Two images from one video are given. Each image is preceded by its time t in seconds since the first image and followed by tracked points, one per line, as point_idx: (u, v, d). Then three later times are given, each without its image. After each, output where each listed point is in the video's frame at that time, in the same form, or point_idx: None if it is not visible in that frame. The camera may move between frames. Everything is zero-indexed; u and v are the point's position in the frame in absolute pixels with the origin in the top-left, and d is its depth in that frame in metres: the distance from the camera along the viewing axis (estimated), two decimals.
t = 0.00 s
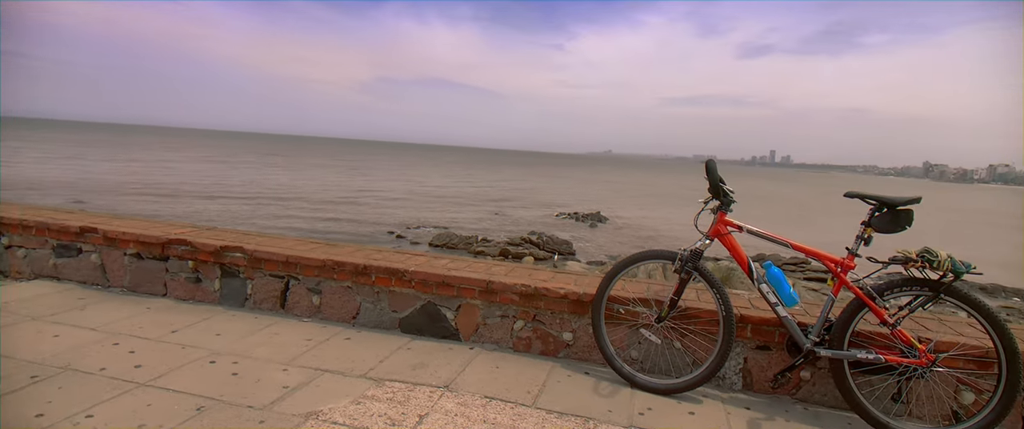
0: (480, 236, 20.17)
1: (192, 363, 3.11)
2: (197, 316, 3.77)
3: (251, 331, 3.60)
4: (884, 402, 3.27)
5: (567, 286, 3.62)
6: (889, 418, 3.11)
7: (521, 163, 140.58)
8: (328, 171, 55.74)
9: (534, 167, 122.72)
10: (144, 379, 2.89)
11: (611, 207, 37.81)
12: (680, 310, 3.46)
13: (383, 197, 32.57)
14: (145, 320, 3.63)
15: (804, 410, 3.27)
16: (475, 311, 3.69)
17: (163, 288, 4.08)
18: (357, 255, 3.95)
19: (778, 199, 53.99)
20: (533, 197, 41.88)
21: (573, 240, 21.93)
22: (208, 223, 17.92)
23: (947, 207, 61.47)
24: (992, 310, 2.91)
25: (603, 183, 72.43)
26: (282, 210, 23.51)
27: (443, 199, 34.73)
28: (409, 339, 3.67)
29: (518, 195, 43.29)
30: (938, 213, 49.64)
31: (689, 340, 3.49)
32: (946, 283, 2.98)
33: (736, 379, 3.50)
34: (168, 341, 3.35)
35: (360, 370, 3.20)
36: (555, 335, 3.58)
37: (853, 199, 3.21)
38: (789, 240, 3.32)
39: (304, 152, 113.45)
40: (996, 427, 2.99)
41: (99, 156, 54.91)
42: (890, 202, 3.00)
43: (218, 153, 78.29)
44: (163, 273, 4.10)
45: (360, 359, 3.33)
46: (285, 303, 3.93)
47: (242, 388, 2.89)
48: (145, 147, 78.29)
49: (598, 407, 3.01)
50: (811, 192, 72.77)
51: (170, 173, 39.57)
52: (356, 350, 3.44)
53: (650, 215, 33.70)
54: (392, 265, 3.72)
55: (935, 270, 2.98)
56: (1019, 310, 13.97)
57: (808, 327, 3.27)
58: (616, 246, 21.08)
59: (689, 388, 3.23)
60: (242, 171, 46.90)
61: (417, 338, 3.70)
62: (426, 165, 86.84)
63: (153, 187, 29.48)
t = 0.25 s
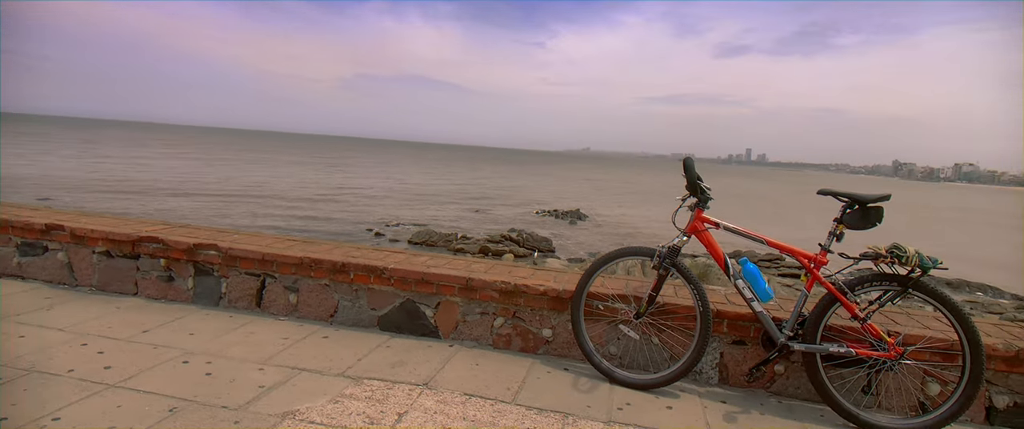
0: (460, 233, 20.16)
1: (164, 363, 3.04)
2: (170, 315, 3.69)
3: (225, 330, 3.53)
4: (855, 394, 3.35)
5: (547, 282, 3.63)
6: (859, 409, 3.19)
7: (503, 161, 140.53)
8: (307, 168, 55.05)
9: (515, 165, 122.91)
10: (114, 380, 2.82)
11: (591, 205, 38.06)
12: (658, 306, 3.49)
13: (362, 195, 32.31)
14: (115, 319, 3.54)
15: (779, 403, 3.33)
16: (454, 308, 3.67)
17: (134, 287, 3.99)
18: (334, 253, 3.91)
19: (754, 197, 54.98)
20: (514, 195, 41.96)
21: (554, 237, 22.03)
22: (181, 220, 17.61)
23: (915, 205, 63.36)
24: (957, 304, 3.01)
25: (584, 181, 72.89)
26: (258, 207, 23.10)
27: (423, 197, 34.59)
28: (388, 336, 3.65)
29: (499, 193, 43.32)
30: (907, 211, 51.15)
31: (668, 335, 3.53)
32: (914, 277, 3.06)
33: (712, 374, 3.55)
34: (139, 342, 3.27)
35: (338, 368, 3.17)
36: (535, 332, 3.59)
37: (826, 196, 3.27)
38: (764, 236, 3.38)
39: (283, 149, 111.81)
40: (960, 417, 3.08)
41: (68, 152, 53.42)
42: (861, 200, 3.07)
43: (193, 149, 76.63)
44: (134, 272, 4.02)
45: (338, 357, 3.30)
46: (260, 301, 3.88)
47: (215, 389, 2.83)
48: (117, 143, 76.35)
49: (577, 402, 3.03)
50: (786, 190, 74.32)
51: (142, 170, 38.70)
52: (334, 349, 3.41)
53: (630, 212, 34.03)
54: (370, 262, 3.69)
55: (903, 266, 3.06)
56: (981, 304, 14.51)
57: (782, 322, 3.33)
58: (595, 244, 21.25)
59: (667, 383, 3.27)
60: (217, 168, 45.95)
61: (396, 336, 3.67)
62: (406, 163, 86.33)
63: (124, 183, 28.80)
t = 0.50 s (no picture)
0: (446, 232, 20.12)
1: (146, 365, 3.00)
2: (152, 316, 3.63)
3: (209, 331, 3.49)
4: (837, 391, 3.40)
5: (535, 281, 3.63)
6: (842, 405, 3.24)
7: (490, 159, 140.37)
8: (292, 166, 54.48)
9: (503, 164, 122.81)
10: (94, 382, 2.77)
11: (577, 203, 38.24)
12: (645, 305, 3.52)
13: (348, 194, 32.10)
14: (95, 321, 3.48)
15: (762, 400, 3.38)
16: (441, 307, 3.66)
17: (114, 287, 3.92)
18: (321, 252, 3.88)
19: (738, 195, 55.62)
20: (501, 194, 41.94)
21: (540, 236, 22.09)
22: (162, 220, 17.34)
23: (895, 203, 64.62)
24: (937, 301, 3.07)
25: (571, 179, 73.10)
26: (241, 207, 22.82)
27: (410, 196, 34.43)
28: (375, 336, 3.63)
29: (486, 192, 43.27)
30: (886, 209, 52.17)
31: (654, 334, 3.56)
32: (895, 275, 3.12)
33: (698, 372, 3.59)
34: (121, 343, 3.22)
35: (324, 369, 3.14)
36: (522, 331, 3.60)
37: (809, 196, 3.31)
38: (749, 235, 3.41)
39: (268, 146, 110.53)
40: (938, 413, 3.15)
41: (45, 148, 52.27)
42: (844, 199, 3.11)
43: (175, 146, 75.44)
44: (114, 272, 3.95)
45: (324, 358, 3.27)
46: (245, 301, 3.83)
47: (199, 390, 2.79)
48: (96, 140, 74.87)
49: (565, 401, 3.04)
50: (771, 189, 75.20)
51: (122, 168, 38.02)
52: (320, 349, 3.38)
53: (617, 211, 34.22)
54: (357, 262, 3.67)
55: (884, 264, 3.11)
56: (957, 300, 14.85)
57: (767, 320, 3.37)
58: (582, 242, 21.35)
59: (653, 381, 3.29)
60: (199, 165, 45.27)
61: (383, 336, 3.66)
62: (393, 161, 85.82)
63: (103, 182, 28.27)
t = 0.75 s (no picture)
0: (436, 232, 20.09)
1: (133, 365, 2.96)
2: (138, 316, 3.58)
3: (196, 331, 3.44)
4: (825, 390, 3.44)
5: (526, 281, 3.63)
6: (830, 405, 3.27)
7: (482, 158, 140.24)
8: (281, 165, 54.09)
9: (494, 163, 122.78)
10: (79, 383, 2.72)
11: (567, 203, 38.35)
12: (636, 305, 3.53)
13: (337, 193, 31.95)
14: (79, 321, 3.42)
15: (752, 399, 3.40)
16: (432, 307, 3.65)
17: (99, 287, 3.87)
18: (311, 252, 3.85)
19: (727, 196, 56.10)
20: (491, 194, 41.94)
21: (531, 236, 22.13)
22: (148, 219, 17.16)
23: (880, 204, 65.54)
24: (922, 302, 3.11)
25: (562, 180, 73.29)
26: (229, 206, 22.61)
27: (400, 195, 34.33)
28: (365, 336, 3.61)
29: (476, 192, 43.25)
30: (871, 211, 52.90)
31: (644, 334, 3.57)
32: (882, 276, 3.15)
33: (688, 371, 3.61)
34: (106, 343, 3.17)
35: (314, 370, 3.12)
36: (513, 331, 3.59)
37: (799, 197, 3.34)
38: (739, 236, 3.43)
39: (256, 145, 109.61)
40: (923, 412, 3.19)
41: (28, 145, 51.45)
42: (833, 201, 3.14)
43: (162, 144, 74.58)
44: (99, 271, 3.90)
45: (314, 358, 3.25)
46: (233, 301, 3.79)
47: (187, 391, 2.76)
48: (81, 137, 73.78)
49: (556, 401, 3.04)
50: (759, 190, 75.90)
51: (107, 166, 37.54)
52: (309, 349, 3.35)
53: (607, 211, 34.35)
54: (347, 262, 3.64)
55: (872, 265, 3.14)
56: (940, 300, 15.08)
57: (756, 320, 3.40)
58: (572, 242, 21.42)
59: (644, 381, 3.30)
60: (186, 164, 44.79)
61: (373, 336, 3.64)
62: (383, 160, 85.46)
63: (88, 180, 27.89)
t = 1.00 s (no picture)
0: (428, 230, 20.05)
1: (120, 363, 2.92)
2: (126, 313, 3.55)
3: (185, 329, 3.41)
4: (814, 386, 3.46)
5: (517, 279, 3.63)
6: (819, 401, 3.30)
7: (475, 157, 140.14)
8: (272, 162, 53.74)
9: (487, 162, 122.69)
10: (64, 382, 2.68)
11: (560, 202, 38.39)
12: (627, 302, 3.54)
13: (329, 191, 31.80)
14: (65, 318, 3.38)
15: (742, 396, 3.42)
16: (424, 305, 3.64)
17: (86, 284, 3.83)
18: (301, 249, 3.83)
19: (718, 195, 56.47)
20: (484, 192, 41.93)
21: (523, 234, 22.15)
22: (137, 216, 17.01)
23: (869, 203, 66.21)
24: (910, 299, 3.14)
25: (554, 178, 73.39)
26: (219, 204, 22.46)
27: (392, 194, 34.23)
28: (356, 334, 3.60)
29: (469, 190, 43.21)
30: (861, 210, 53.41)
31: (635, 331, 3.59)
32: (870, 274, 3.18)
33: (678, 368, 3.62)
34: (93, 341, 3.13)
35: (304, 367, 3.10)
36: (505, 328, 3.59)
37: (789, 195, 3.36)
38: (729, 234, 3.44)
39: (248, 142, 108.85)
40: (910, 408, 3.22)
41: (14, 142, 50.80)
42: (823, 199, 3.16)
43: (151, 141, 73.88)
44: (86, 268, 3.86)
45: (304, 355, 3.23)
46: (222, 299, 3.77)
47: (175, 389, 2.73)
48: (68, 133, 72.91)
49: (547, 398, 3.04)
50: (750, 189, 76.44)
51: (95, 162, 37.15)
52: (299, 347, 3.33)
53: (599, 210, 34.45)
54: (337, 259, 3.63)
55: (860, 262, 3.17)
56: (927, 298, 15.25)
57: (746, 317, 3.42)
58: (564, 240, 21.46)
59: (635, 378, 3.31)
60: (176, 161, 44.43)
61: (364, 333, 3.63)
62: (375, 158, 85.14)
63: (75, 177, 27.57)
